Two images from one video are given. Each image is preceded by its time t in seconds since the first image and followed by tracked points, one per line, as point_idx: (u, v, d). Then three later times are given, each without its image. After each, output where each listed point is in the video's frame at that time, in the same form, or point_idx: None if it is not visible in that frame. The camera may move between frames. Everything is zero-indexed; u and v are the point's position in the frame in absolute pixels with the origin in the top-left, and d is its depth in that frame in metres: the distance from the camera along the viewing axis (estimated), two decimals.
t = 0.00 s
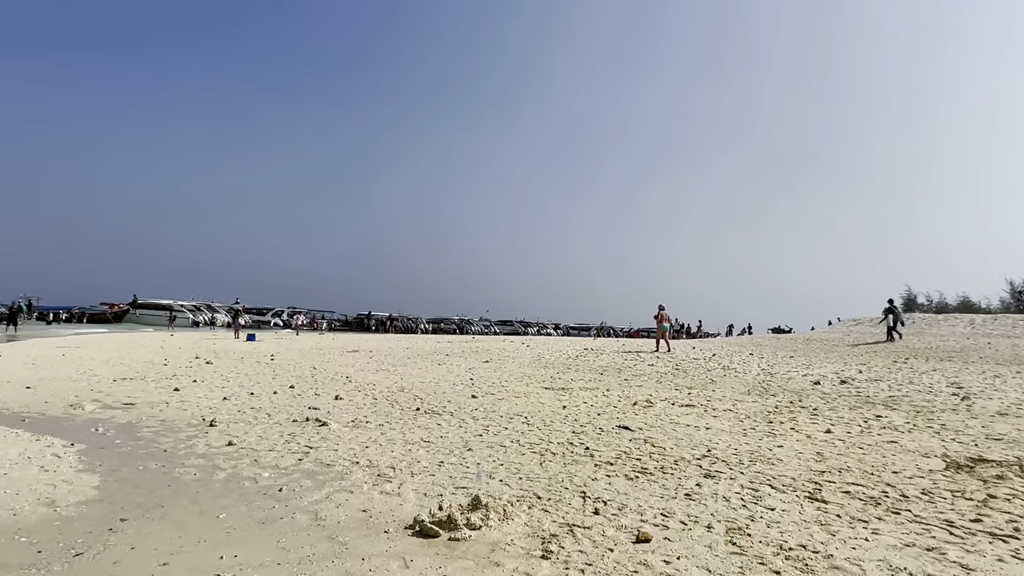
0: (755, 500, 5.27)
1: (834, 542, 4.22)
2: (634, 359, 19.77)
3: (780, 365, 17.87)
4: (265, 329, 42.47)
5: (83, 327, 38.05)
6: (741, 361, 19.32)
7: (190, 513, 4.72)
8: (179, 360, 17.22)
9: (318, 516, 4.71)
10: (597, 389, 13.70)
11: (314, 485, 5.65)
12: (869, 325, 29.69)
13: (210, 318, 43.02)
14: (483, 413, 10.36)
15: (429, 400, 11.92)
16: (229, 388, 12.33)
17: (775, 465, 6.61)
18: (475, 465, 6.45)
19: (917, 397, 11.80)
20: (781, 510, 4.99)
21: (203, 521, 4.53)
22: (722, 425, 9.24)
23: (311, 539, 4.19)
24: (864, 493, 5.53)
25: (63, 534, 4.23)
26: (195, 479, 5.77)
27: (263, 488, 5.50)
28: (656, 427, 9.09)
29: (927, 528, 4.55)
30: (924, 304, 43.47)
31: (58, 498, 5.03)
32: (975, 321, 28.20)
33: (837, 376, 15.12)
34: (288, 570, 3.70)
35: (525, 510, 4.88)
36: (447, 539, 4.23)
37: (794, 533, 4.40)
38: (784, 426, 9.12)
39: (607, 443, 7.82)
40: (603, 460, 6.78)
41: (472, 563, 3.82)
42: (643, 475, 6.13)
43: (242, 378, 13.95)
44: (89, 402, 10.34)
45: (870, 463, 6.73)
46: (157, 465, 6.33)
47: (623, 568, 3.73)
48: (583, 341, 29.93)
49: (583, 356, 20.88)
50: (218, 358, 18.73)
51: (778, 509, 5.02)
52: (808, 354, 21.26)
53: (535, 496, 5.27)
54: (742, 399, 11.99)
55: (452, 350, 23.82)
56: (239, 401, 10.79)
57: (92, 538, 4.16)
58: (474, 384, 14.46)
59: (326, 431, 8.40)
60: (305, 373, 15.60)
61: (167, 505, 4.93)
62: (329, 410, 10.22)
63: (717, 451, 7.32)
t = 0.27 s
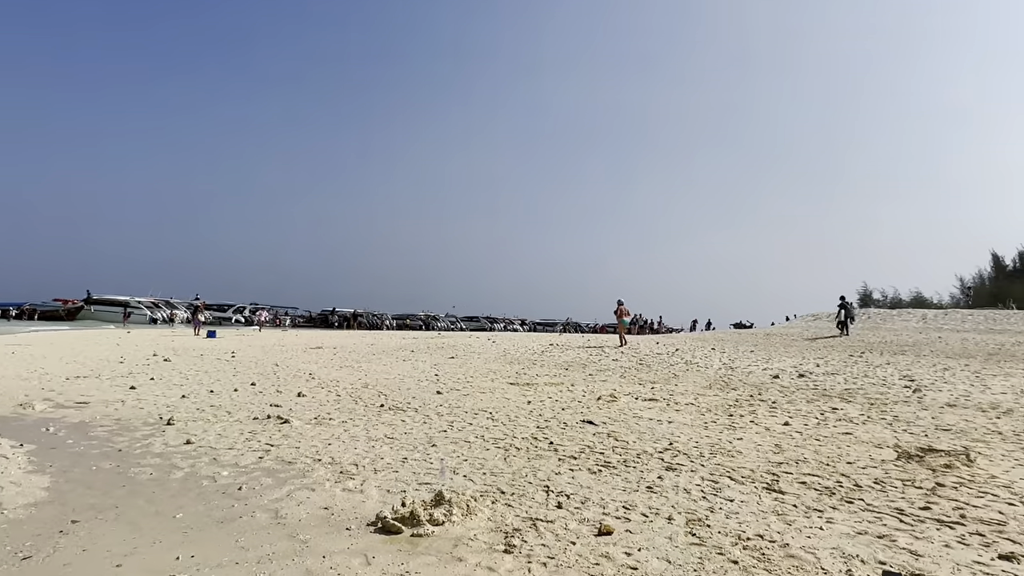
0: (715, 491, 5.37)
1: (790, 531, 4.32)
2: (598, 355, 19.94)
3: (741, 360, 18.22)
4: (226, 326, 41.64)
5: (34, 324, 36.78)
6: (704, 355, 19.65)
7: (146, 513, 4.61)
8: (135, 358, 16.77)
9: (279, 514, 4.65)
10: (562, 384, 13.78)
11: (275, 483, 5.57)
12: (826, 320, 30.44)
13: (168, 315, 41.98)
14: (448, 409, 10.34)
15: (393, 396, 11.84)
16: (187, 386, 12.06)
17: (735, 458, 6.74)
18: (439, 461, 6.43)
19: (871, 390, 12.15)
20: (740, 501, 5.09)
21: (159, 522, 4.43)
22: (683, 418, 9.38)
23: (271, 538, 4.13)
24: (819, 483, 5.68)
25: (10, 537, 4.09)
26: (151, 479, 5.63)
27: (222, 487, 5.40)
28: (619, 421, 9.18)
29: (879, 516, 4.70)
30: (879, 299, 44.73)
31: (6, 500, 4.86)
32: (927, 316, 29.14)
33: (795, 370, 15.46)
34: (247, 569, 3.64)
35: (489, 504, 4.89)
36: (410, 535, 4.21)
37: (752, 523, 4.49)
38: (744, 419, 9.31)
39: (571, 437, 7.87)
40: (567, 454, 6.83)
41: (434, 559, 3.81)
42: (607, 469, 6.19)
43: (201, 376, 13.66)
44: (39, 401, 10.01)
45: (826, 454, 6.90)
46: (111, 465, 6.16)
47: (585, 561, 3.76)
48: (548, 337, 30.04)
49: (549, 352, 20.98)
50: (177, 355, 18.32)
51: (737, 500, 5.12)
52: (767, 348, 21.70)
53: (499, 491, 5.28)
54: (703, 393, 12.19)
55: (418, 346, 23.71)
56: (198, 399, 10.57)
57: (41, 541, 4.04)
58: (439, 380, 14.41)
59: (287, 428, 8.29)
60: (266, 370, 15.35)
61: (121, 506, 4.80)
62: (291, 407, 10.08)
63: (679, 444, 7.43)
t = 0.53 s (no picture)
0: (672, 482, 5.46)
1: (744, 520, 4.42)
2: (561, 349, 20.06)
3: (700, 353, 18.56)
4: (181, 321, 40.67)
5: None
6: (664, 349, 19.93)
7: (94, 514, 4.48)
8: (85, 354, 16.27)
9: (234, 512, 4.57)
10: (524, 378, 13.83)
11: (231, 480, 5.47)
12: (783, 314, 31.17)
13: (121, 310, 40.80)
14: (409, 404, 10.29)
15: (354, 391, 11.74)
16: (140, 382, 11.75)
17: (692, 449, 6.86)
18: (399, 456, 6.40)
19: (824, 381, 12.50)
20: (696, 491, 5.19)
21: (109, 522, 4.31)
22: (643, 411, 9.51)
23: (225, 536, 4.06)
24: (773, 473, 5.82)
25: None
26: (100, 478, 5.47)
27: (176, 485, 5.27)
28: (580, 414, 9.26)
29: (829, 504, 4.83)
30: (833, 293, 45.95)
31: None
32: (878, 310, 30.06)
33: (752, 363, 15.82)
34: (201, 568, 3.57)
35: (449, 499, 4.88)
36: (369, 531, 4.18)
37: (707, 513, 4.58)
38: (702, 411, 9.48)
39: (532, 431, 7.91)
40: (528, 448, 6.86)
41: (393, 554, 3.79)
42: (567, 462, 6.24)
43: (155, 372, 13.32)
44: None
45: (780, 444, 7.08)
46: (59, 465, 5.97)
47: (544, 553, 3.79)
48: (511, 331, 30.11)
49: (511, 346, 21.03)
50: (130, 351, 17.85)
51: (693, 490, 5.21)
52: (726, 341, 22.14)
53: (459, 485, 5.27)
54: (663, 386, 12.38)
55: (380, 341, 23.54)
56: (152, 396, 10.31)
57: None
58: (402, 375, 14.34)
59: (245, 424, 8.15)
60: (224, 366, 15.05)
61: (68, 506, 4.66)
62: (249, 403, 9.91)
63: (638, 437, 7.53)
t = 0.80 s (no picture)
0: (629, 472, 5.53)
1: (699, 508, 4.51)
2: (522, 342, 20.12)
3: (659, 345, 18.85)
4: (133, 316, 39.47)
5: None
6: (624, 342, 20.17)
7: (37, 514, 4.33)
8: (30, 350, 15.68)
9: (186, 509, 4.46)
10: (485, 371, 13.85)
11: (183, 477, 5.34)
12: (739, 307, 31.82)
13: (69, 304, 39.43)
14: (368, 398, 10.20)
15: (312, 386, 11.58)
16: (88, 379, 11.39)
17: (649, 439, 6.96)
18: (357, 451, 6.33)
19: (778, 373, 12.82)
20: (652, 481, 5.27)
21: (53, 521, 4.17)
22: (602, 403, 9.62)
23: (176, 533, 3.97)
24: (726, 462, 5.95)
25: None
26: (44, 478, 5.29)
27: (124, 483, 5.13)
28: (540, 406, 9.31)
29: (780, 491, 4.96)
30: (788, 287, 47.06)
31: None
32: (830, 303, 30.91)
33: (709, 355, 16.12)
34: (150, 567, 3.48)
35: (407, 492, 4.86)
36: (325, 525, 4.14)
37: (662, 502, 4.65)
38: (660, 402, 9.62)
39: (492, 424, 7.93)
40: (487, 440, 6.87)
41: (349, 548, 3.76)
42: (525, 454, 6.27)
43: (105, 368, 12.93)
44: None
45: (734, 434, 7.23)
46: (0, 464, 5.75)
47: (502, 545, 3.80)
48: (473, 325, 30.06)
49: (473, 340, 21.00)
50: (78, 346, 17.26)
51: (649, 480, 5.29)
52: (684, 334, 22.50)
53: (418, 478, 5.26)
54: (622, 378, 12.53)
55: (340, 335, 23.26)
56: (101, 392, 10.00)
57: None
58: (361, 369, 14.21)
59: (198, 420, 7.97)
60: (177, 361, 14.69)
61: (9, 507, 4.49)
62: (203, 399, 9.70)
63: (596, 428, 7.61)
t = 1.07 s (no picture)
0: (588, 464, 5.59)
1: (655, 498, 4.58)
2: (484, 336, 20.14)
3: (619, 339, 19.05)
4: (83, 310, 38.22)
5: None
6: (585, 335, 20.33)
7: None
8: None
9: (136, 507, 4.35)
10: (447, 365, 13.81)
11: (134, 475, 5.20)
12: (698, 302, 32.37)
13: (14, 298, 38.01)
14: (328, 393, 10.09)
15: (270, 381, 11.40)
16: (34, 375, 11.00)
17: (609, 431, 7.05)
18: (315, 446, 6.26)
19: (735, 365, 13.09)
20: (611, 472, 5.33)
21: None
22: (563, 396, 9.69)
23: (126, 532, 3.87)
24: (684, 453, 6.05)
25: None
26: None
27: (71, 482, 4.98)
28: (501, 400, 9.34)
29: (735, 480, 5.07)
30: (746, 281, 48.02)
31: None
32: (786, 297, 31.65)
33: (668, 348, 16.37)
34: (97, 568, 3.38)
35: (366, 487, 4.82)
36: (281, 522, 4.07)
37: (620, 493, 4.71)
38: (620, 395, 9.74)
39: (453, 417, 7.91)
40: (448, 434, 6.86)
41: (306, 544, 3.72)
42: (486, 447, 6.28)
43: (52, 364, 12.51)
44: None
45: (691, 426, 7.36)
46: None
47: (460, 538, 3.80)
48: (435, 319, 29.91)
49: (435, 334, 20.92)
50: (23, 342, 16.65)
51: (608, 471, 5.36)
52: (645, 328, 22.81)
53: (377, 473, 5.22)
54: (583, 371, 12.65)
55: (299, 329, 22.93)
56: (47, 388, 9.67)
57: None
58: (321, 363, 14.03)
59: (151, 417, 7.77)
60: (129, 356, 14.30)
61: None
62: (155, 395, 9.45)
63: (557, 421, 7.66)
